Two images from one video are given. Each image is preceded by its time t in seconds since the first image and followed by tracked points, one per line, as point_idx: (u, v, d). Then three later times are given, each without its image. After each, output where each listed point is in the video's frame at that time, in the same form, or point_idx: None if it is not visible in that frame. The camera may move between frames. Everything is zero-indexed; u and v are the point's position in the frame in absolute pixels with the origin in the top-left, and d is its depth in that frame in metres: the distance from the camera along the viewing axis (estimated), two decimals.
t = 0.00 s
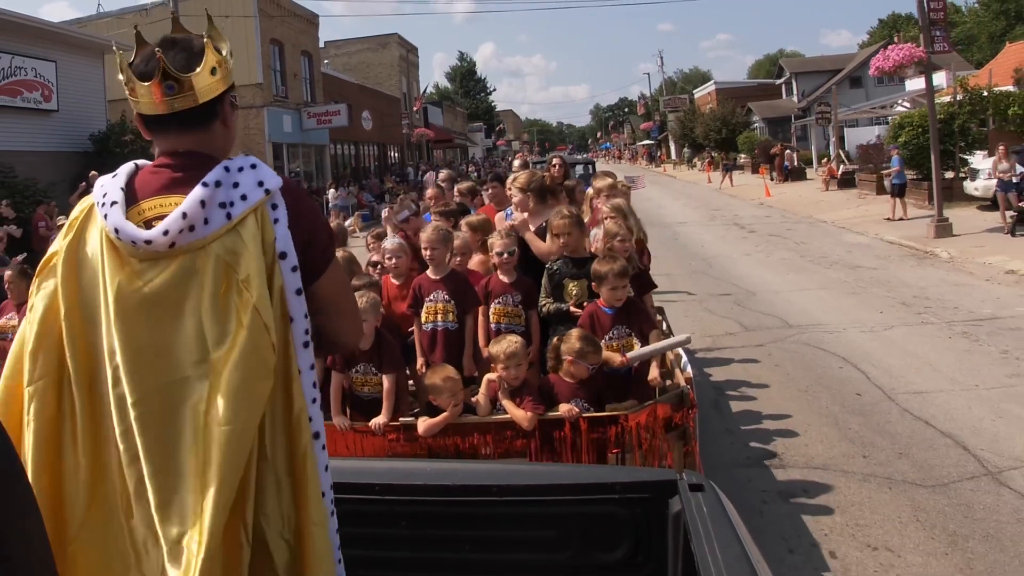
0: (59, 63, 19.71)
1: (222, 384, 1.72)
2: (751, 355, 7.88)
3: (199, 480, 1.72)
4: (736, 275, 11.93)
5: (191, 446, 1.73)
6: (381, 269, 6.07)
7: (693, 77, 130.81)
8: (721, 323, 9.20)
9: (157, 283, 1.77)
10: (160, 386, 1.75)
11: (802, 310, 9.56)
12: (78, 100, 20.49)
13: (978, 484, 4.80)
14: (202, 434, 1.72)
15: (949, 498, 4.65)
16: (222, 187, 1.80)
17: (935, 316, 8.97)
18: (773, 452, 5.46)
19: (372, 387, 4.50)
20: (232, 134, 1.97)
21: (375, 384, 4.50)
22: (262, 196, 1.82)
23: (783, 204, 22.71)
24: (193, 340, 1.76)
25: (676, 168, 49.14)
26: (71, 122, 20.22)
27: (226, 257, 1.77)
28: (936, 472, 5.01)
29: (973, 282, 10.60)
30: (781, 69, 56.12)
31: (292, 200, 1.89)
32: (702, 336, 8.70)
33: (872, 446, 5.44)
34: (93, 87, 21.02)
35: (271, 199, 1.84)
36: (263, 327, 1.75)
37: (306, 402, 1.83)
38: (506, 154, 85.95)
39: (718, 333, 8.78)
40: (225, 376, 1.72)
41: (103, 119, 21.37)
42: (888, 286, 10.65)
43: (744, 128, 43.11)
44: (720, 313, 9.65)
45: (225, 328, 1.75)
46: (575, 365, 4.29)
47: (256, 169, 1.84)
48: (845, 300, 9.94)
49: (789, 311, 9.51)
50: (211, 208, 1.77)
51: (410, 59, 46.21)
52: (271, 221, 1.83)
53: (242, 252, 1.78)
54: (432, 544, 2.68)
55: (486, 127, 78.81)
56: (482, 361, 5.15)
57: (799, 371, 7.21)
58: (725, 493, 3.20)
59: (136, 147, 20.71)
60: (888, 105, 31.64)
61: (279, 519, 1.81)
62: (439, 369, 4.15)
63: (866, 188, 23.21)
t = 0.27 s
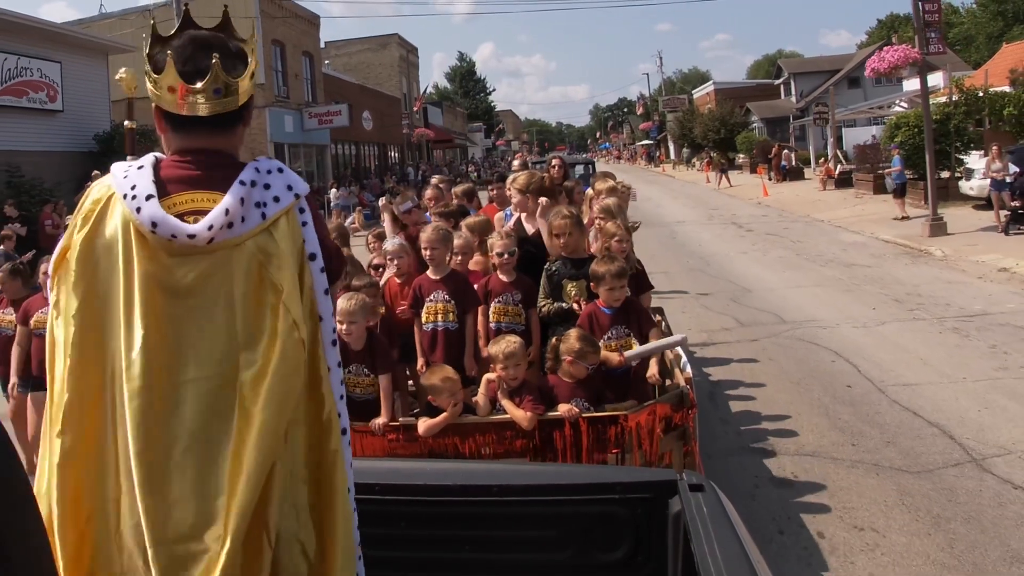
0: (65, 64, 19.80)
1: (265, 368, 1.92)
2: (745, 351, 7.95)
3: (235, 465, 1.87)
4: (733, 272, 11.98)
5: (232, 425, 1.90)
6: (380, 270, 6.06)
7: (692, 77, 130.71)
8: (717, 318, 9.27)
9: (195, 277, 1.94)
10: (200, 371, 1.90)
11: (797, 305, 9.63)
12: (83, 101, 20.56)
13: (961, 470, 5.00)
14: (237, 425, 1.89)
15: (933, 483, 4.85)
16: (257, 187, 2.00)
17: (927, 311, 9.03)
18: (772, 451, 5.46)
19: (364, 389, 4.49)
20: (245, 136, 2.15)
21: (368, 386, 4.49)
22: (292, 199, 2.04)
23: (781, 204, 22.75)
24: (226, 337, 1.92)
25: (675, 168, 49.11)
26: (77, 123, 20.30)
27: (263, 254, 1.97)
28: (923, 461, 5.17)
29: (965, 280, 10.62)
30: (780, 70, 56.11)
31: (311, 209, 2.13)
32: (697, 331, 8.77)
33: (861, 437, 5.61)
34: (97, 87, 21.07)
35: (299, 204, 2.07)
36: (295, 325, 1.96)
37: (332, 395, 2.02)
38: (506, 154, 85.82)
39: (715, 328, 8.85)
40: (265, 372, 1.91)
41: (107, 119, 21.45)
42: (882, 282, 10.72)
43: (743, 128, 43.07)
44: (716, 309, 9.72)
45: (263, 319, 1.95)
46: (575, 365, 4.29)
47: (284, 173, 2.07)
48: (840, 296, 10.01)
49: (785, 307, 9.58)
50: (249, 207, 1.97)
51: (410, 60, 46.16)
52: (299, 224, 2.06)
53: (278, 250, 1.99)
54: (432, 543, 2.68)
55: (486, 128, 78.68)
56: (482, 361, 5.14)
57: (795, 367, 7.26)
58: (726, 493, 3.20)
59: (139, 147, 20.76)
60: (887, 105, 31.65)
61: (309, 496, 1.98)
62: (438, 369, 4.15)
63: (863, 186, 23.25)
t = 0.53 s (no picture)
0: (69, 67, 19.90)
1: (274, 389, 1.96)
2: (740, 348, 8.00)
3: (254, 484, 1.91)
4: (729, 271, 12.02)
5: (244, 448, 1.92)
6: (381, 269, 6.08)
7: (693, 78, 130.79)
8: (713, 316, 9.30)
9: (198, 297, 1.92)
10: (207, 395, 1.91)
11: (792, 303, 9.67)
12: (87, 102, 20.65)
13: (947, 459, 5.16)
14: (257, 435, 1.93)
15: (919, 470, 5.02)
16: (256, 209, 2.03)
17: (920, 309, 9.07)
18: (772, 452, 5.42)
19: (362, 389, 4.50)
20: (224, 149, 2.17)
21: (366, 385, 4.50)
22: (286, 217, 2.08)
23: (779, 204, 22.76)
24: (239, 351, 1.94)
25: (674, 169, 49.10)
26: (81, 124, 20.38)
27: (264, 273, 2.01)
28: (910, 451, 5.34)
29: (958, 278, 10.64)
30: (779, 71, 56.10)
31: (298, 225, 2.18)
32: (693, 329, 8.81)
33: (852, 428, 5.76)
34: (101, 89, 21.12)
35: (290, 222, 2.11)
36: (304, 334, 2.03)
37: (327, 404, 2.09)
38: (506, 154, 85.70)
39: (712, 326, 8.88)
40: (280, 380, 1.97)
41: (110, 120, 21.51)
42: (876, 280, 10.76)
43: (742, 129, 43.07)
44: (712, 306, 9.75)
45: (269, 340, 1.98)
46: (575, 365, 4.30)
47: (276, 192, 2.10)
48: (835, 294, 10.04)
49: (780, 305, 9.62)
50: (251, 228, 1.99)
51: (410, 60, 46.09)
52: (291, 242, 2.10)
53: (279, 268, 2.03)
54: (434, 544, 2.68)
55: (486, 128, 78.64)
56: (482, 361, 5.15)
57: (790, 365, 7.30)
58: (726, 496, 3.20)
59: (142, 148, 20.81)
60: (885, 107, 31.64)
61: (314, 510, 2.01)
62: (438, 369, 4.16)
63: (860, 186, 23.27)
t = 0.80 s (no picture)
0: (74, 66, 19.94)
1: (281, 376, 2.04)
2: (736, 344, 8.03)
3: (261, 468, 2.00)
4: (727, 269, 12.03)
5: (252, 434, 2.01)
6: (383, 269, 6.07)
7: (692, 78, 130.69)
8: (710, 312, 9.32)
9: (208, 288, 2.02)
10: (218, 381, 2.00)
11: (787, 300, 9.70)
12: (92, 102, 20.67)
13: (935, 447, 5.27)
14: (262, 420, 2.01)
15: (908, 459, 5.12)
16: (259, 198, 2.13)
17: (913, 306, 9.10)
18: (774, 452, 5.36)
19: (364, 389, 4.50)
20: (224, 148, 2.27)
21: (368, 385, 4.50)
22: (290, 206, 2.17)
23: (777, 204, 22.75)
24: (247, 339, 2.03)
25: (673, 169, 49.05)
26: (86, 124, 20.41)
27: (273, 261, 2.09)
28: (900, 441, 5.46)
29: (952, 276, 10.64)
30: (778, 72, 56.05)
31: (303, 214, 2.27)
32: (691, 325, 8.83)
33: (843, 419, 5.89)
34: (105, 90, 21.13)
35: (295, 211, 2.20)
36: (313, 322, 2.12)
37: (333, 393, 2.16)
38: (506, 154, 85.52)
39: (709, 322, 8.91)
40: (287, 366, 2.05)
41: (115, 120, 21.52)
42: (871, 278, 10.79)
43: (741, 129, 43.03)
44: (709, 303, 9.77)
45: (277, 329, 2.07)
46: (575, 365, 4.31)
47: (278, 183, 2.20)
48: (830, 291, 10.07)
49: (777, 302, 9.64)
50: (256, 217, 2.09)
51: (411, 60, 45.99)
52: (297, 230, 2.19)
53: (287, 256, 2.12)
54: (434, 543, 2.68)
55: (486, 128, 78.56)
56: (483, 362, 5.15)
57: (786, 361, 7.34)
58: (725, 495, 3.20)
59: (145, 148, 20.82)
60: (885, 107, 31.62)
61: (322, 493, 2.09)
62: (439, 369, 4.16)
63: (858, 186, 23.25)
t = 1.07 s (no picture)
0: (79, 67, 19.96)
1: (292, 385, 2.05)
2: (732, 341, 8.05)
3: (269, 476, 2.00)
4: (724, 267, 12.04)
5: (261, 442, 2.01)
6: (383, 269, 6.07)
7: (692, 78, 130.65)
8: (706, 309, 9.34)
9: (220, 294, 2.02)
10: (229, 388, 2.01)
11: (782, 297, 9.72)
12: (96, 102, 20.69)
13: (922, 438, 5.41)
14: (271, 429, 2.01)
15: (896, 447, 5.27)
16: (274, 206, 2.15)
17: (906, 303, 9.12)
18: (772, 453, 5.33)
19: (363, 389, 4.51)
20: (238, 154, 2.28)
21: (367, 386, 4.51)
22: (304, 215, 2.19)
23: (775, 204, 22.76)
24: (259, 345, 2.04)
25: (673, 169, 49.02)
26: (90, 125, 20.44)
27: (286, 271, 2.11)
28: (890, 430, 5.60)
29: (945, 275, 10.66)
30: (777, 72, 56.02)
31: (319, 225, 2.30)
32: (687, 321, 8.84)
33: (833, 410, 6.01)
34: (110, 91, 21.14)
35: (309, 220, 2.22)
36: (325, 333, 2.12)
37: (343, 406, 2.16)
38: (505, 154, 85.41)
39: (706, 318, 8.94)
40: (297, 375, 2.06)
41: (119, 120, 21.54)
42: (866, 276, 10.81)
43: (740, 129, 43.02)
44: (704, 300, 9.79)
45: (289, 339, 2.08)
46: (572, 366, 4.30)
47: (293, 192, 2.22)
48: (826, 289, 10.08)
49: (773, 299, 9.66)
50: (271, 224, 2.10)
51: (411, 60, 45.94)
52: (310, 240, 2.21)
53: (299, 264, 2.13)
54: (434, 544, 2.68)
55: (486, 128, 78.50)
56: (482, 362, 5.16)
57: (782, 358, 7.37)
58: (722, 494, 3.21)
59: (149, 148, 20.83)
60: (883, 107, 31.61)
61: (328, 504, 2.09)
62: (437, 370, 4.16)
63: (855, 186, 23.26)
